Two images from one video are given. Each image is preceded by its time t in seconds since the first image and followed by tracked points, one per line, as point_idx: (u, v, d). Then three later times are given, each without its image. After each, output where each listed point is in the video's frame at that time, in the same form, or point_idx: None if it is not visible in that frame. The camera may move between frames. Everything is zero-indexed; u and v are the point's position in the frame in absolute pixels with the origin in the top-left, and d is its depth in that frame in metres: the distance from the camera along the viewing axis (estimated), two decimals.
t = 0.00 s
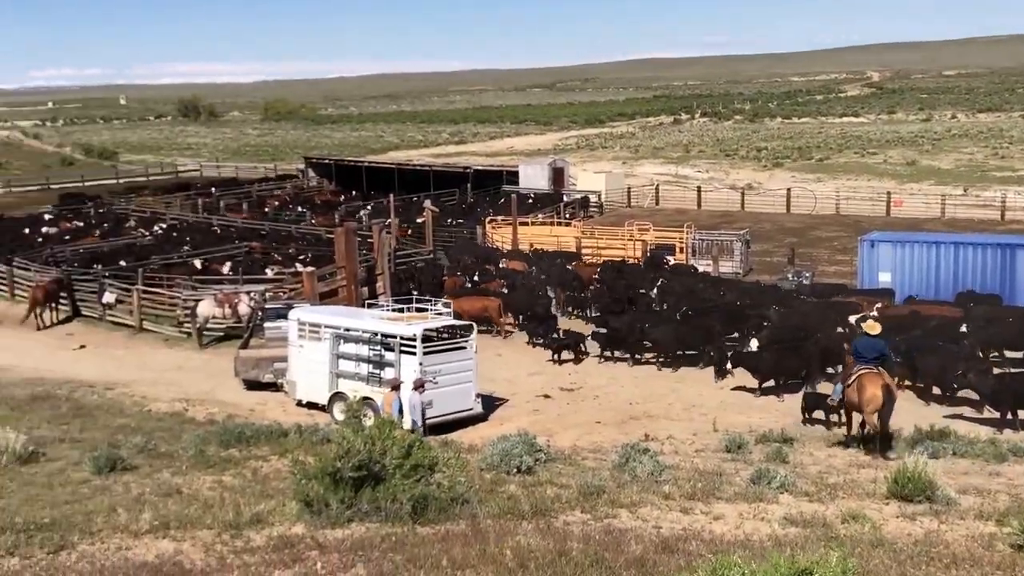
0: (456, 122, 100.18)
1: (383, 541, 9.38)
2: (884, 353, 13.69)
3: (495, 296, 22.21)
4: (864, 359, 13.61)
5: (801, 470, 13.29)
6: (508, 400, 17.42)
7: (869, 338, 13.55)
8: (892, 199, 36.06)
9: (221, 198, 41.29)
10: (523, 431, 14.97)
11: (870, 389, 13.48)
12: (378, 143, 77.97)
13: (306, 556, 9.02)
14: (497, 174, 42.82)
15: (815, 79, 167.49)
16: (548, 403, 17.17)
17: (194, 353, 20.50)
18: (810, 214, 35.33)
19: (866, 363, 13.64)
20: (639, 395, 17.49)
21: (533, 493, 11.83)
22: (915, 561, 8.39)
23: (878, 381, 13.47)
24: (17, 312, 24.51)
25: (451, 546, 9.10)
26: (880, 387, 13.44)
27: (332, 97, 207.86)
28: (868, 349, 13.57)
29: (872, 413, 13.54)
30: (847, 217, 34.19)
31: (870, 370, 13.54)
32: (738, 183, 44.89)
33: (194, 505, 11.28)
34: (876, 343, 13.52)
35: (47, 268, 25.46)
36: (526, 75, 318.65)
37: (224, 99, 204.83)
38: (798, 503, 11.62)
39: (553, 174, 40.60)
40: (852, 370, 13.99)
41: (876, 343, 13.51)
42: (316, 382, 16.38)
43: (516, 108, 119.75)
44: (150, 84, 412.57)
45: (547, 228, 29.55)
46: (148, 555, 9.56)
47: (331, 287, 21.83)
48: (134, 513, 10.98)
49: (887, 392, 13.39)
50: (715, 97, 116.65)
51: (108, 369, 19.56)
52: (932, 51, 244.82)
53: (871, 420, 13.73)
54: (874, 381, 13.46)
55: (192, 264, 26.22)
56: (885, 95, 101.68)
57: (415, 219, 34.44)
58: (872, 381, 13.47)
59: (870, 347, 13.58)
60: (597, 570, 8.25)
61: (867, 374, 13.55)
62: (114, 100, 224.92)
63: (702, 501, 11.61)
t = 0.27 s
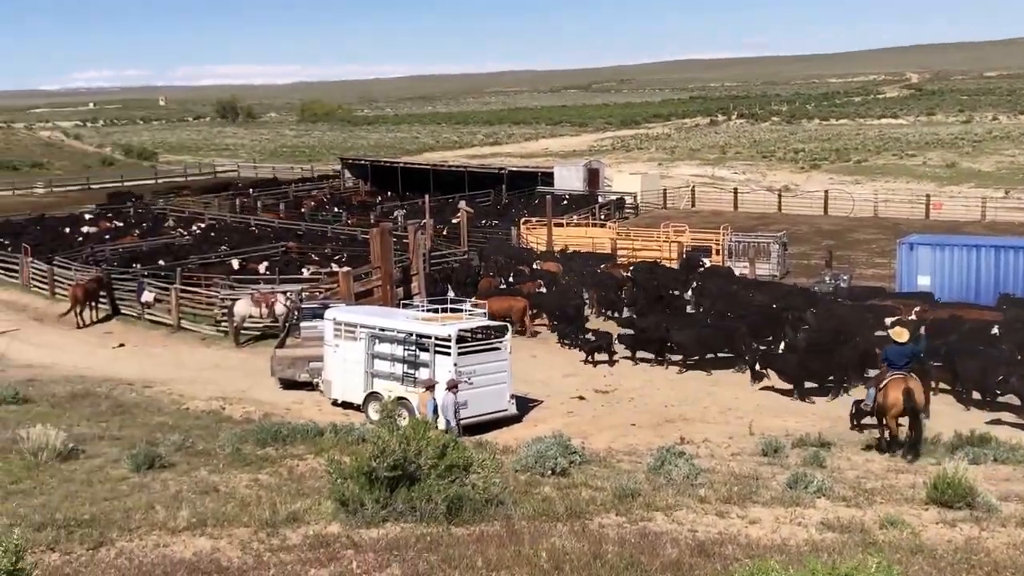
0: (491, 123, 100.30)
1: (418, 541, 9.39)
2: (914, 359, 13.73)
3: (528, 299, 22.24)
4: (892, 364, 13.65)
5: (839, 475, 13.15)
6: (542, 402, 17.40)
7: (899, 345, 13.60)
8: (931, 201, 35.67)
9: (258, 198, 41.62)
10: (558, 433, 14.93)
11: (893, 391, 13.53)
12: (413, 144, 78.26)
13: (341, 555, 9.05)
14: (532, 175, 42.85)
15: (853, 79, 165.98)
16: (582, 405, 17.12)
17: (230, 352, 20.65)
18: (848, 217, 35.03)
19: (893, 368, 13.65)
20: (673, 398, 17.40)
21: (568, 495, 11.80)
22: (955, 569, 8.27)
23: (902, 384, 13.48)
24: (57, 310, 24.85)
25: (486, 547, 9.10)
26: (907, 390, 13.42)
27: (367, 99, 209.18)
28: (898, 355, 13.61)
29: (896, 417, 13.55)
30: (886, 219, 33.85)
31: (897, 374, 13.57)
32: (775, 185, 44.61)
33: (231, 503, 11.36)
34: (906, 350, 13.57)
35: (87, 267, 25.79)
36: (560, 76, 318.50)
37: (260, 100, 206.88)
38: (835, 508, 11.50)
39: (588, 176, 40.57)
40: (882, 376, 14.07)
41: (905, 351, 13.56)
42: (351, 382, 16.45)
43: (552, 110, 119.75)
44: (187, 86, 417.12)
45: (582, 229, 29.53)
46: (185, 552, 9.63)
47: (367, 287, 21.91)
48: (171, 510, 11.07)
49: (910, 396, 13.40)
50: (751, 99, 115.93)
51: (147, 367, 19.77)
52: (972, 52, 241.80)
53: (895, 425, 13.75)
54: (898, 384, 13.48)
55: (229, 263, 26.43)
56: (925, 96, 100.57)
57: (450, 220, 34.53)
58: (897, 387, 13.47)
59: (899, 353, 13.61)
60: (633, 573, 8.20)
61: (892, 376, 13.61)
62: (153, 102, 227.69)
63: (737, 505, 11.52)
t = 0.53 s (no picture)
0: (521, 125, 100.29)
1: (448, 542, 9.39)
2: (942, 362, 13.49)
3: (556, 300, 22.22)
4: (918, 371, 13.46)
5: (871, 480, 13.02)
6: (571, 404, 17.37)
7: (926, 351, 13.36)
8: (967, 205, 35.30)
9: (289, 199, 41.88)
10: (588, 435, 14.89)
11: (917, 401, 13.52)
12: (443, 146, 78.44)
13: (372, 554, 9.06)
14: (563, 177, 42.83)
15: (886, 82, 164.62)
16: (612, 407, 17.07)
17: (262, 352, 20.77)
18: (882, 220, 34.72)
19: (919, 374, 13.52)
20: (703, 401, 17.30)
21: (598, 497, 11.76)
22: None
23: (927, 395, 13.43)
24: (91, 309, 25.12)
25: (516, 548, 9.08)
26: (932, 402, 13.41)
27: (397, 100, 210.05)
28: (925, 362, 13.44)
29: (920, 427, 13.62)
30: (919, 223, 33.53)
31: (923, 382, 13.46)
32: (808, 188, 44.31)
33: (262, 501, 11.41)
34: (933, 356, 13.31)
35: (120, 266, 26.04)
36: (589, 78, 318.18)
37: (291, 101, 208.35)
38: (868, 513, 11.38)
39: (619, 177, 40.51)
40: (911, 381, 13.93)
41: (932, 356, 13.28)
42: (381, 383, 16.50)
43: (582, 111, 119.74)
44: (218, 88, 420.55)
45: (612, 231, 29.49)
46: (217, 550, 9.68)
47: (397, 288, 21.96)
48: (203, 508, 11.14)
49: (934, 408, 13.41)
50: (783, 101, 115.26)
51: (179, 365, 19.93)
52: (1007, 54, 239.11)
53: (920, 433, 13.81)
54: (922, 395, 13.45)
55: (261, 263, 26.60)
56: (960, 99, 99.56)
57: (480, 221, 34.58)
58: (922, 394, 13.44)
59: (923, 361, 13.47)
60: None
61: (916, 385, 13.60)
62: (186, 103, 229.91)
63: (769, 509, 11.43)
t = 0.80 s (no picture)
0: (547, 127, 100.25)
1: (473, 542, 9.38)
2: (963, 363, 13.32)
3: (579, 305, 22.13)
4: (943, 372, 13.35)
5: (899, 486, 12.91)
6: (596, 406, 17.33)
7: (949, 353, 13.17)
8: (997, 209, 34.96)
9: (316, 199, 42.08)
10: (613, 437, 14.86)
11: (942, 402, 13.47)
12: (468, 147, 78.56)
13: (397, 554, 9.07)
14: (588, 179, 42.79)
15: (915, 85, 163.30)
16: (637, 410, 17.01)
17: (287, 351, 20.86)
18: (911, 224, 34.45)
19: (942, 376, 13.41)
20: (728, 405, 17.22)
21: (623, 500, 11.71)
22: None
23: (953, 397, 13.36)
24: (119, 307, 25.32)
25: (541, 550, 9.05)
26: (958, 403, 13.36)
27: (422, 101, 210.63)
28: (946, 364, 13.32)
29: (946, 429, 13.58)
30: (948, 227, 33.25)
31: (947, 384, 13.37)
32: (836, 191, 44.02)
33: (288, 500, 11.45)
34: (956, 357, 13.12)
35: (148, 265, 26.23)
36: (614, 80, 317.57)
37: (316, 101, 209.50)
38: (895, 519, 11.28)
39: (645, 179, 40.42)
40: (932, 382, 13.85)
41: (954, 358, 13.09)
42: (406, 383, 16.53)
43: (607, 113, 119.59)
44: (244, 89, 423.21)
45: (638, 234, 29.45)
46: (243, 548, 9.73)
47: (423, 289, 22.00)
48: (230, 506, 11.19)
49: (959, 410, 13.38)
50: (811, 104, 114.64)
51: (206, 364, 20.05)
52: None
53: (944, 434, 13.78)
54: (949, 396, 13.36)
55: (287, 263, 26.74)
56: (992, 102, 98.63)
57: (506, 222, 34.60)
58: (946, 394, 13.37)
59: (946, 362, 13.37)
60: None
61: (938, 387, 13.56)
62: (212, 104, 231.45)
63: (795, 513, 11.35)
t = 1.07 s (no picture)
0: (568, 128, 100.18)
1: (493, 543, 9.37)
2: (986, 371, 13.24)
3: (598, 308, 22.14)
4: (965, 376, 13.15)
5: (922, 491, 12.80)
6: (617, 409, 17.28)
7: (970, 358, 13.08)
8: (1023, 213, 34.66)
9: (337, 200, 42.22)
10: (633, 440, 14.82)
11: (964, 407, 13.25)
12: (489, 149, 78.61)
13: (417, 554, 9.07)
14: (610, 181, 42.75)
15: (940, 88, 162.07)
16: (658, 413, 16.96)
17: (309, 351, 20.93)
18: (935, 228, 34.21)
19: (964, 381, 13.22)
20: (750, 408, 17.14)
21: (644, 503, 11.67)
22: None
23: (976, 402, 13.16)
24: (142, 306, 25.48)
25: (561, 552, 9.04)
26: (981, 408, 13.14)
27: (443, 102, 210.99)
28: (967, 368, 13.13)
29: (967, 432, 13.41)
30: (973, 231, 32.99)
31: (969, 389, 13.20)
32: (859, 194, 43.77)
33: (309, 499, 11.48)
34: (976, 363, 13.06)
35: (171, 264, 26.39)
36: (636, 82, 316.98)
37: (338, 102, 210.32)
38: (918, 524, 11.19)
39: (667, 182, 40.34)
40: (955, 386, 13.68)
41: (975, 363, 13.03)
42: (426, 384, 16.54)
43: (629, 115, 119.39)
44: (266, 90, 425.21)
45: (660, 236, 29.41)
46: (264, 546, 9.77)
47: (443, 290, 22.03)
48: (251, 505, 11.23)
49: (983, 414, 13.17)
50: (835, 106, 114.05)
51: (227, 363, 20.15)
52: None
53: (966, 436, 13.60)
54: (973, 401, 13.15)
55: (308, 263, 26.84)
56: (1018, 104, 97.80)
57: (527, 223, 34.61)
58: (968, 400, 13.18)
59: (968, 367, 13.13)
60: None
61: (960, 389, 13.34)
62: (235, 104, 232.75)
63: (817, 518, 11.28)
